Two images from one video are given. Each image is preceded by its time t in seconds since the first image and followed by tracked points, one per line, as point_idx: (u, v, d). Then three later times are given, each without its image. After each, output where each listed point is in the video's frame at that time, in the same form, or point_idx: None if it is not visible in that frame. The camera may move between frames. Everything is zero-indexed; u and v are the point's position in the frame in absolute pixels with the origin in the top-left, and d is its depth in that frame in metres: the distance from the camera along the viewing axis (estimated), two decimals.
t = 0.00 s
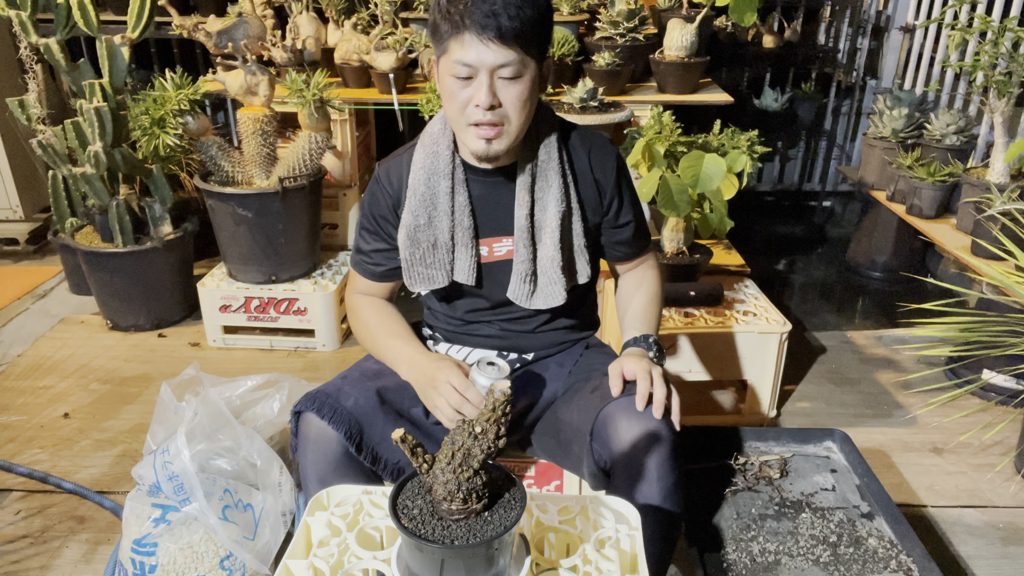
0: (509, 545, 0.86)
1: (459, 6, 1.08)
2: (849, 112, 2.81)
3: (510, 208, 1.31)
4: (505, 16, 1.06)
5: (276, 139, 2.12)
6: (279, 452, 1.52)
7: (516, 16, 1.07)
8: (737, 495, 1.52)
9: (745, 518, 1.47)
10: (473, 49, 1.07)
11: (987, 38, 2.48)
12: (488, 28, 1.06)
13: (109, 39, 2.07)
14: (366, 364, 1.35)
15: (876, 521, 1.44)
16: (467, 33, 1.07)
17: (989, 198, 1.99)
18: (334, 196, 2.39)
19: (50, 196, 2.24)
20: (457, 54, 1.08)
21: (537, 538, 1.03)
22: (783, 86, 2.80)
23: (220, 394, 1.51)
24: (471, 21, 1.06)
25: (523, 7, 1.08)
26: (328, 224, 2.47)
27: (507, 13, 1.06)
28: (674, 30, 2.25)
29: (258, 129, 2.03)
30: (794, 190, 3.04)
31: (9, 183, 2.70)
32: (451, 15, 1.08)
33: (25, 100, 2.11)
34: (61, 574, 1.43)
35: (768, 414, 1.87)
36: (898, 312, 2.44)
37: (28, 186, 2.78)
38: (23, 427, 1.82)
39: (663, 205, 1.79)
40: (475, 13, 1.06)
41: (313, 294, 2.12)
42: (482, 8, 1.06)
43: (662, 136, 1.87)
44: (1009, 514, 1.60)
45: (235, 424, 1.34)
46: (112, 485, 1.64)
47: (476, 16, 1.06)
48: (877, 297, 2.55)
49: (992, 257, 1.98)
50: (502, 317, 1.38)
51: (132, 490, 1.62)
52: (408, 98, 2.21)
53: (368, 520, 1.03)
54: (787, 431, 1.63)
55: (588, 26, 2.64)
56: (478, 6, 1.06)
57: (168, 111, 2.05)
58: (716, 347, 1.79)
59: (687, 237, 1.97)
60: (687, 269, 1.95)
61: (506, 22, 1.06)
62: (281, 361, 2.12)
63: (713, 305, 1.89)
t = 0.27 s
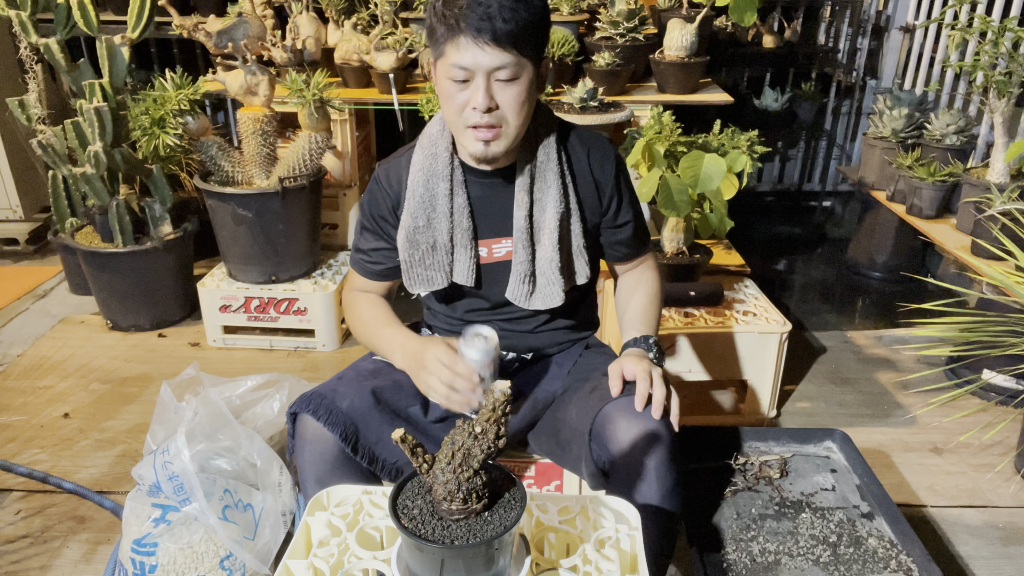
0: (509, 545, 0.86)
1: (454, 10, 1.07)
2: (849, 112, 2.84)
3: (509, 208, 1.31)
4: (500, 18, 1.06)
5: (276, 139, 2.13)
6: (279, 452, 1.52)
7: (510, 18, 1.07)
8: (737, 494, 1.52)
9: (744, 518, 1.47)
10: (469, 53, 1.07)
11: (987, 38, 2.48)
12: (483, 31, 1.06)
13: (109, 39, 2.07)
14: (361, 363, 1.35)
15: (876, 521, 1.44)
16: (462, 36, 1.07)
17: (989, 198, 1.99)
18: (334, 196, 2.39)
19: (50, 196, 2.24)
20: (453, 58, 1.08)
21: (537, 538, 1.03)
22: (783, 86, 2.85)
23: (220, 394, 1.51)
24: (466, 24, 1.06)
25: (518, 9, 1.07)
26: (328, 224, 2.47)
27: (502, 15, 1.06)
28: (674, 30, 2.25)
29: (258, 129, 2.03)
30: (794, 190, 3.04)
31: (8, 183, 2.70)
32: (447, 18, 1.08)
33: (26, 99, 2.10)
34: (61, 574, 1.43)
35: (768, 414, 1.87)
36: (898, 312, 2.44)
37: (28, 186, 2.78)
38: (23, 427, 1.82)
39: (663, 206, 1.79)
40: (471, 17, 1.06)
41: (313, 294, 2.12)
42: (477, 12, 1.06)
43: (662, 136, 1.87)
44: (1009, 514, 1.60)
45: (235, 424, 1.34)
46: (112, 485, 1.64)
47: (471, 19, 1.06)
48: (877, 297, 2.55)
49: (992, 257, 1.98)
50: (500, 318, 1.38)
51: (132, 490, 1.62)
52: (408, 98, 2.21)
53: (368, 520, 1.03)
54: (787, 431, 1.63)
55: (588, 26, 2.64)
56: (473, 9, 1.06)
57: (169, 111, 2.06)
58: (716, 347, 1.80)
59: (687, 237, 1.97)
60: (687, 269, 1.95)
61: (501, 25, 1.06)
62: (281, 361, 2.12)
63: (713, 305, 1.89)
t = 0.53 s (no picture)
0: (509, 545, 0.86)
1: (443, 19, 1.07)
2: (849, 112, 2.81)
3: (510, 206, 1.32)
4: (485, 30, 1.05)
5: (276, 139, 2.12)
6: (279, 452, 1.52)
7: (497, 29, 1.06)
8: (737, 495, 1.52)
9: (745, 518, 1.47)
10: (458, 63, 1.07)
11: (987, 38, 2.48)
12: (469, 43, 1.06)
13: (109, 39, 2.08)
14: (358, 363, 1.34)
15: (876, 522, 1.44)
16: (450, 47, 1.07)
17: (989, 198, 1.99)
18: (334, 196, 2.39)
19: (50, 196, 2.24)
20: (443, 67, 1.09)
21: (537, 538, 1.03)
22: (783, 86, 2.84)
23: (221, 394, 1.51)
24: (454, 35, 1.06)
25: (505, 19, 1.06)
26: (328, 224, 2.47)
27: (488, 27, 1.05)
28: (674, 30, 2.25)
29: (258, 129, 2.03)
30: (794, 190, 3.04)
31: (9, 183, 2.70)
32: (437, 28, 1.08)
33: (26, 99, 2.11)
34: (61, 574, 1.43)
35: (768, 414, 1.87)
36: (898, 312, 2.44)
37: (28, 187, 2.78)
38: (23, 427, 1.82)
39: (663, 205, 1.79)
40: (459, 28, 1.06)
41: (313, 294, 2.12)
42: (463, 24, 1.05)
43: (662, 136, 1.87)
44: (1010, 514, 1.60)
45: (235, 424, 1.34)
46: (112, 485, 1.64)
47: (459, 31, 1.06)
48: (877, 297, 2.55)
49: (992, 257, 1.98)
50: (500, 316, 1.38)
51: (132, 489, 1.62)
52: (408, 98, 2.21)
53: (368, 520, 1.03)
54: (787, 431, 1.63)
55: (588, 26, 2.64)
56: (460, 19, 1.06)
57: (169, 111, 2.06)
58: (716, 347, 1.79)
59: (687, 237, 1.97)
60: (687, 269, 1.95)
61: (486, 37, 1.05)
62: (281, 361, 2.12)
63: (713, 305, 1.89)
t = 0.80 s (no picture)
0: (509, 545, 0.86)
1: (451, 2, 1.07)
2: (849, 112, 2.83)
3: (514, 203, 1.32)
4: (494, 11, 1.05)
5: (276, 139, 2.12)
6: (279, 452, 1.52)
7: (505, 10, 1.05)
8: (737, 495, 1.52)
9: (745, 518, 1.47)
10: (466, 41, 1.06)
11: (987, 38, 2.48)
12: (478, 23, 1.05)
13: (109, 39, 2.08)
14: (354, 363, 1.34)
15: (876, 521, 1.44)
16: (458, 26, 1.06)
17: (989, 198, 1.99)
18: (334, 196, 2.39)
19: (50, 196, 2.24)
20: (451, 46, 1.07)
21: (537, 538, 1.03)
22: (782, 85, 2.83)
23: (221, 394, 1.51)
24: (462, 15, 1.06)
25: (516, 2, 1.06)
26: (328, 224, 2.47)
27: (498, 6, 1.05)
28: (674, 30, 2.26)
29: (258, 129, 2.02)
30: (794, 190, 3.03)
31: (9, 183, 2.70)
32: (446, 11, 1.08)
33: (26, 99, 2.11)
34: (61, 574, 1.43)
35: (768, 414, 1.87)
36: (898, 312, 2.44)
37: (28, 187, 2.78)
38: (23, 427, 1.82)
39: (663, 206, 1.79)
40: (467, 8, 1.05)
41: (313, 294, 2.11)
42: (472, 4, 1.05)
43: (662, 136, 1.87)
44: (1010, 514, 1.60)
45: (235, 424, 1.34)
46: (112, 485, 1.64)
47: (467, 11, 1.05)
48: (877, 297, 2.55)
49: (992, 257, 1.98)
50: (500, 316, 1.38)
51: (132, 490, 1.62)
52: (408, 98, 2.21)
53: (368, 520, 1.03)
54: (787, 431, 1.63)
55: (588, 26, 2.64)
56: None
57: (169, 111, 2.06)
58: (715, 347, 1.79)
59: (687, 237, 1.97)
60: (687, 269, 1.95)
61: (496, 18, 1.05)
62: (281, 361, 2.12)
63: (713, 305, 1.89)
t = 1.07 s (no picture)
0: (509, 545, 0.86)
1: None
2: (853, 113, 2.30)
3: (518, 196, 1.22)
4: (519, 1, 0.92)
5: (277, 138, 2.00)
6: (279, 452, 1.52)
7: None
8: (736, 494, 1.53)
9: (744, 518, 1.47)
10: (485, 33, 0.93)
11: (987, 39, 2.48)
12: (496, 9, 0.92)
13: (109, 39, 2.08)
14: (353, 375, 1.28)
15: (876, 521, 1.44)
16: (475, 15, 0.93)
17: (989, 198, 2.00)
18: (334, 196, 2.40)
19: (50, 196, 2.24)
20: (465, 39, 0.94)
21: (537, 538, 1.03)
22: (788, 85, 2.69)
23: (220, 394, 1.51)
24: None
25: None
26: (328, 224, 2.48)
27: None
28: (674, 31, 2.36)
29: (257, 129, 1.90)
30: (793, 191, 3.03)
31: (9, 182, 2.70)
32: None
33: (26, 99, 2.11)
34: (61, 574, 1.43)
35: (768, 414, 1.87)
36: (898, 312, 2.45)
37: (28, 187, 2.78)
38: (23, 427, 1.82)
39: (666, 204, 1.76)
40: None
41: (313, 293, 2.12)
42: None
43: (662, 136, 1.88)
44: (1010, 514, 1.60)
45: (234, 424, 1.34)
46: (112, 485, 1.64)
47: None
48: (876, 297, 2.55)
49: (992, 257, 1.99)
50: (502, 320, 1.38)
51: (132, 489, 1.62)
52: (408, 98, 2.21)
53: (368, 520, 1.04)
54: (787, 431, 1.63)
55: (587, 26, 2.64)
56: None
57: (169, 110, 2.07)
58: (714, 347, 1.80)
59: (687, 237, 1.97)
60: (685, 269, 1.96)
61: (520, 11, 0.93)
62: (281, 361, 2.12)
63: (713, 305, 1.89)
